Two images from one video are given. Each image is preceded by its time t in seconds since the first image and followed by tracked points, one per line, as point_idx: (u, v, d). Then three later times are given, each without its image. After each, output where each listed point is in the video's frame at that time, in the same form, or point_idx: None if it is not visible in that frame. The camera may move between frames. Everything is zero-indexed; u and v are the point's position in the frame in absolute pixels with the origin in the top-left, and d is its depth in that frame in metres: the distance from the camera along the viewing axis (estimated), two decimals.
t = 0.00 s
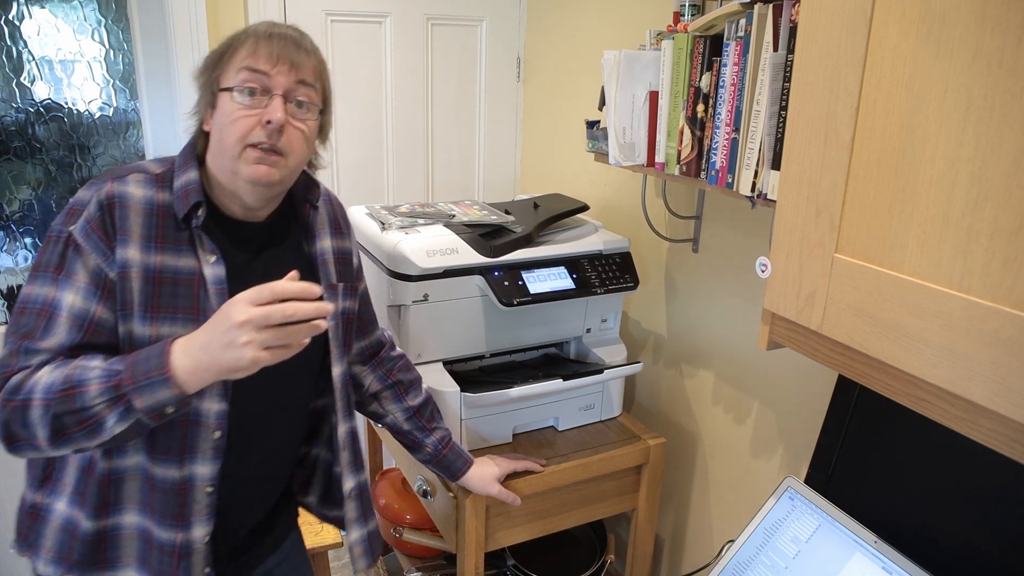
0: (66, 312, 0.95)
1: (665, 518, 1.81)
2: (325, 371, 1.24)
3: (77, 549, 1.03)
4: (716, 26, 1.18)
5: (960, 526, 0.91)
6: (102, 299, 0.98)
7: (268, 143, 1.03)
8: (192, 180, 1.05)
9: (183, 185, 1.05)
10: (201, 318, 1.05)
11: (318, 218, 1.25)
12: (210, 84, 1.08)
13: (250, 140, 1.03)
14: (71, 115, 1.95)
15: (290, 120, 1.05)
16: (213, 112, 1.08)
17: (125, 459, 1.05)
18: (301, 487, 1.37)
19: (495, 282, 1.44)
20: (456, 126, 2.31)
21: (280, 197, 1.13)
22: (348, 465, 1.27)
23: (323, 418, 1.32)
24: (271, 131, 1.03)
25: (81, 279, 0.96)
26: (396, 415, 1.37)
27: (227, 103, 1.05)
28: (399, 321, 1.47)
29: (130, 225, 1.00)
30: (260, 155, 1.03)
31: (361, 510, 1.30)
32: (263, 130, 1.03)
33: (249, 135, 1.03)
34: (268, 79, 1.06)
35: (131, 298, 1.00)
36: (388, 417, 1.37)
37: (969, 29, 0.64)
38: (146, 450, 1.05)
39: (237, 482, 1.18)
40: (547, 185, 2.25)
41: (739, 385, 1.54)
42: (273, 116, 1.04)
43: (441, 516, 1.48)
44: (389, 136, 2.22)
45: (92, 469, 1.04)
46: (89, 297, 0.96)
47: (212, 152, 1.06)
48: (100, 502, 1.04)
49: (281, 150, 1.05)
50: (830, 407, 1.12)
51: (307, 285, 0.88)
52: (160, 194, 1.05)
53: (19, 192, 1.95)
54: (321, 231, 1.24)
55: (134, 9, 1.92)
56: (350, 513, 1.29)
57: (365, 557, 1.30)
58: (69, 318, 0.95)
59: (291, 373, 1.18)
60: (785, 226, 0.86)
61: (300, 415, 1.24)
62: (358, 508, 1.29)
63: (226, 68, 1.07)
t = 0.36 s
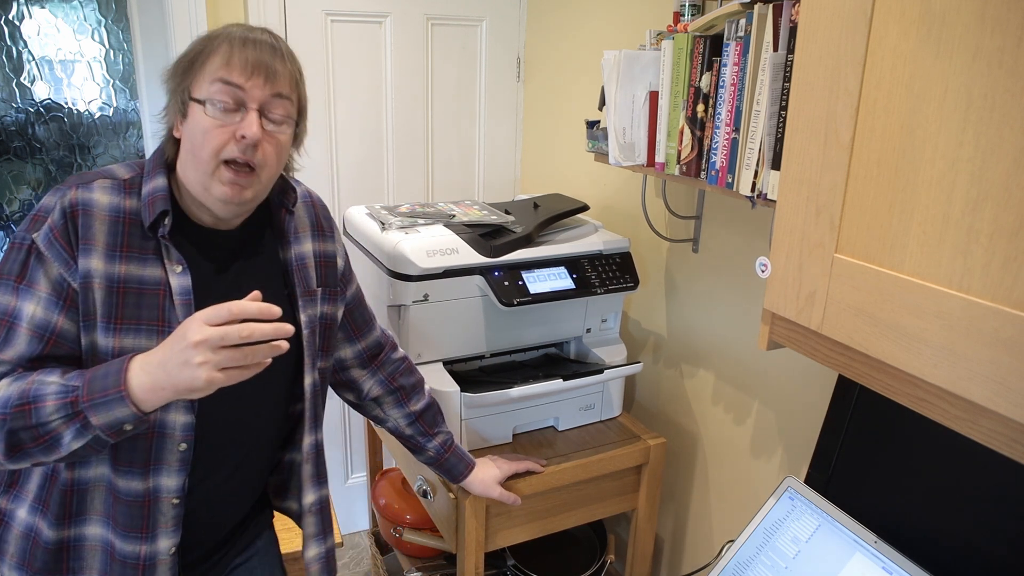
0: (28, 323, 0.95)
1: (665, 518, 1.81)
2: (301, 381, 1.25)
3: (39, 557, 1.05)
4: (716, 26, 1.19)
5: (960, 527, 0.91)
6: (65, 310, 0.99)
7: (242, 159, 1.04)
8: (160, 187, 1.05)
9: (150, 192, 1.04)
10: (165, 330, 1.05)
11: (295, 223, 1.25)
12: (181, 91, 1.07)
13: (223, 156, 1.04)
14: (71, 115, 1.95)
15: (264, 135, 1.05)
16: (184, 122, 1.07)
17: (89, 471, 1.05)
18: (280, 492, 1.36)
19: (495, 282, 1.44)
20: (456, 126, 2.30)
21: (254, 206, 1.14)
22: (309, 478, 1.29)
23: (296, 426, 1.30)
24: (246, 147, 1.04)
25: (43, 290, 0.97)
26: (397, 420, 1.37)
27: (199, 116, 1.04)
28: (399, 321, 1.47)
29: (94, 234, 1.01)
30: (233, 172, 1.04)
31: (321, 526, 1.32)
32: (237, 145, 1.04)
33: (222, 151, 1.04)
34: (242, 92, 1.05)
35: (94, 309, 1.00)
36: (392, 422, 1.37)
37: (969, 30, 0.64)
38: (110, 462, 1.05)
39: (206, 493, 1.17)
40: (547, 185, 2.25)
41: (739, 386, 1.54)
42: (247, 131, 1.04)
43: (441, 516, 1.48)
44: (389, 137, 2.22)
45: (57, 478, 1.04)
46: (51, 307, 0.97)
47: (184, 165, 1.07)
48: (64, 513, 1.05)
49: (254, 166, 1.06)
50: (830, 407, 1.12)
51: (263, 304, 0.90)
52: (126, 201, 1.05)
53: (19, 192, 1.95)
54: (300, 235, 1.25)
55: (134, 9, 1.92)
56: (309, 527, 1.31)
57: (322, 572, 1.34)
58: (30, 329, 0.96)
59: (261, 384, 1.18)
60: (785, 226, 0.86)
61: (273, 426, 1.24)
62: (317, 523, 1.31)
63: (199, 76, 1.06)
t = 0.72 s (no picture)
0: (43, 331, 0.95)
1: (665, 518, 1.81)
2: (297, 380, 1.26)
3: (44, 557, 1.05)
4: (716, 26, 1.19)
5: (960, 527, 0.91)
6: (78, 317, 0.99)
7: (281, 180, 1.07)
8: (162, 193, 1.05)
9: (154, 197, 1.04)
10: (175, 335, 1.07)
11: (293, 224, 1.24)
12: (211, 108, 1.02)
13: (262, 178, 1.05)
14: (71, 115, 1.95)
15: (302, 159, 1.07)
16: (211, 138, 1.03)
17: (97, 474, 1.06)
18: (266, 482, 1.36)
19: (496, 282, 1.44)
20: (456, 126, 2.30)
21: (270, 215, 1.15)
22: (309, 472, 1.29)
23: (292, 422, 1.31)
24: (286, 170, 1.06)
25: (55, 298, 0.97)
26: (397, 420, 1.37)
27: (241, 139, 1.02)
28: (399, 321, 1.47)
29: (102, 241, 1.01)
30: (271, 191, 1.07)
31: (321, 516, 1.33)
32: (276, 168, 1.05)
33: (263, 174, 1.05)
34: (285, 119, 1.04)
35: (105, 316, 1.02)
36: (391, 421, 1.37)
37: (969, 29, 0.64)
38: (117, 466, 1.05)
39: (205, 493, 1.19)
40: (547, 185, 2.25)
41: (739, 386, 1.54)
42: (289, 157, 1.05)
43: (441, 516, 1.48)
44: (389, 137, 2.22)
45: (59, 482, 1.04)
46: (64, 314, 0.97)
47: (211, 181, 1.05)
48: (70, 515, 1.06)
49: (287, 184, 1.08)
50: (830, 407, 1.12)
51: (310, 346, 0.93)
52: (130, 206, 1.04)
53: (19, 192, 1.95)
54: (298, 235, 1.24)
55: (134, 9, 1.92)
56: (308, 518, 1.31)
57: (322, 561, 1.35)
58: (46, 337, 0.96)
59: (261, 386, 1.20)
60: (785, 226, 0.86)
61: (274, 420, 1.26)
62: (317, 514, 1.32)
63: (235, 97, 1.02)
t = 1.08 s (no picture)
0: (82, 330, 0.94)
1: (665, 518, 1.81)
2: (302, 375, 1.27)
3: (55, 556, 1.05)
4: (716, 26, 1.19)
5: (960, 527, 0.91)
6: (113, 317, 0.99)
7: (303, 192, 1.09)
8: (183, 197, 1.05)
9: (175, 202, 1.05)
10: (199, 337, 1.08)
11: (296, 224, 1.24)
12: (240, 123, 1.02)
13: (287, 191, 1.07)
14: (71, 115, 1.95)
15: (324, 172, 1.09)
16: (238, 151, 1.03)
17: (116, 471, 1.06)
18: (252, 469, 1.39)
19: (496, 282, 1.44)
20: (456, 126, 2.30)
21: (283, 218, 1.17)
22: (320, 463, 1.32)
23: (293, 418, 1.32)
24: (309, 183, 1.08)
25: (90, 298, 0.96)
26: (395, 418, 1.37)
27: (271, 155, 1.03)
28: (399, 321, 1.47)
29: (129, 244, 1.01)
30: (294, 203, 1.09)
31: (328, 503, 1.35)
32: (300, 181, 1.07)
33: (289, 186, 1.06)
34: (312, 135, 1.05)
35: (134, 318, 1.02)
36: (387, 419, 1.37)
37: (969, 29, 0.64)
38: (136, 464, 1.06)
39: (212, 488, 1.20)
40: (547, 185, 2.25)
41: (739, 386, 1.54)
42: (314, 170, 1.07)
43: (441, 515, 1.48)
44: (389, 137, 2.22)
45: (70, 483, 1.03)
46: (100, 315, 0.97)
47: (237, 192, 1.05)
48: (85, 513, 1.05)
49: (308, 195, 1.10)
50: (831, 407, 1.12)
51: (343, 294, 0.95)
52: (150, 210, 1.05)
53: (19, 192, 1.95)
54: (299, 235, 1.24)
55: (134, 10, 1.92)
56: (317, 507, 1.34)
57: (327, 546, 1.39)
58: (86, 336, 0.95)
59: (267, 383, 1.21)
60: (785, 226, 0.86)
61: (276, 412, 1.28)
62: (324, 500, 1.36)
63: (265, 113, 1.02)
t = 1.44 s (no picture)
0: (88, 337, 0.95)
1: (665, 518, 1.81)
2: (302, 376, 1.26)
3: (56, 559, 1.04)
4: (716, 26, 1.19)
5: (960, 527, 0.91)
6: (115, 321, 0.99)
7: (302, 194, 1.09)
8: (181, 200, 1.05)
9: (173, 205, 1.04)
10: (199, 339, 1.08)
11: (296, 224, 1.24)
12: (238, 125, 1.02)
13: (285, 193, 1.07)
14: (71, 115, 1.95)
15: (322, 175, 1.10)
16: (236, 154, 1.03)
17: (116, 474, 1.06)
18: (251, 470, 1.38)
19: (496, 282, 1.44)
20: (456, 126, 2.30)
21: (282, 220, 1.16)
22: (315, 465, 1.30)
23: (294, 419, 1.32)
24: (308, 185, 1.08)
25: (93, 303, 0.96)
26: (395, 418, 1.37)
27: (270, 158, 1.03)
28: (399, 321, 1.47)
29: (129, 247, 1.01)
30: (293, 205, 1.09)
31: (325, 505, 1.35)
32: (298, 183, 1.07)
33: (287, 189, 1.06)
34: (311, 137, 1.06)
35: (136, 321, 1.02)
36: (387, 419, 1.37)
37: (969, 30, 0.64)
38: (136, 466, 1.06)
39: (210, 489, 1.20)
40: (547, 185, 2.25)
41: (739, 386, 1.54)
42: (311, 173, 1.07)
43: (441, 515, 1.48)
44: (389, 137, 2.22)
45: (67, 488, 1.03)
46: (103, 319, 0.97)
47: (235, 194, 1.06)
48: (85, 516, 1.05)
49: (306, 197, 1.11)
50: (831, 407, 1.12)
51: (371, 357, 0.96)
52: (150, 213, 1.04)
53: (19, 192, 1.95)
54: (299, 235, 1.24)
55: (134, 10, 1.92)
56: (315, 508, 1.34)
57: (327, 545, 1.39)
58: (91, 343, 0.95)
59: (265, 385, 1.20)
60: (785, 226, 0.86)
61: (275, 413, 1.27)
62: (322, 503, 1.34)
63: (264, 116, 1.02)
